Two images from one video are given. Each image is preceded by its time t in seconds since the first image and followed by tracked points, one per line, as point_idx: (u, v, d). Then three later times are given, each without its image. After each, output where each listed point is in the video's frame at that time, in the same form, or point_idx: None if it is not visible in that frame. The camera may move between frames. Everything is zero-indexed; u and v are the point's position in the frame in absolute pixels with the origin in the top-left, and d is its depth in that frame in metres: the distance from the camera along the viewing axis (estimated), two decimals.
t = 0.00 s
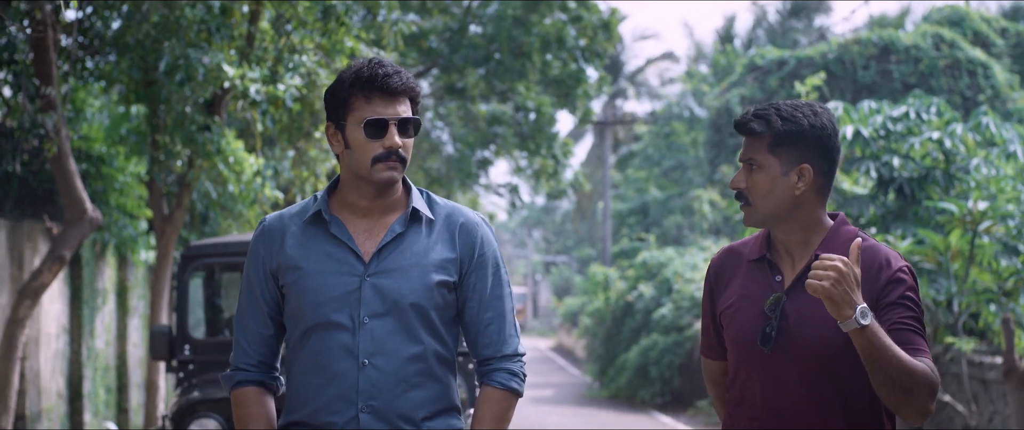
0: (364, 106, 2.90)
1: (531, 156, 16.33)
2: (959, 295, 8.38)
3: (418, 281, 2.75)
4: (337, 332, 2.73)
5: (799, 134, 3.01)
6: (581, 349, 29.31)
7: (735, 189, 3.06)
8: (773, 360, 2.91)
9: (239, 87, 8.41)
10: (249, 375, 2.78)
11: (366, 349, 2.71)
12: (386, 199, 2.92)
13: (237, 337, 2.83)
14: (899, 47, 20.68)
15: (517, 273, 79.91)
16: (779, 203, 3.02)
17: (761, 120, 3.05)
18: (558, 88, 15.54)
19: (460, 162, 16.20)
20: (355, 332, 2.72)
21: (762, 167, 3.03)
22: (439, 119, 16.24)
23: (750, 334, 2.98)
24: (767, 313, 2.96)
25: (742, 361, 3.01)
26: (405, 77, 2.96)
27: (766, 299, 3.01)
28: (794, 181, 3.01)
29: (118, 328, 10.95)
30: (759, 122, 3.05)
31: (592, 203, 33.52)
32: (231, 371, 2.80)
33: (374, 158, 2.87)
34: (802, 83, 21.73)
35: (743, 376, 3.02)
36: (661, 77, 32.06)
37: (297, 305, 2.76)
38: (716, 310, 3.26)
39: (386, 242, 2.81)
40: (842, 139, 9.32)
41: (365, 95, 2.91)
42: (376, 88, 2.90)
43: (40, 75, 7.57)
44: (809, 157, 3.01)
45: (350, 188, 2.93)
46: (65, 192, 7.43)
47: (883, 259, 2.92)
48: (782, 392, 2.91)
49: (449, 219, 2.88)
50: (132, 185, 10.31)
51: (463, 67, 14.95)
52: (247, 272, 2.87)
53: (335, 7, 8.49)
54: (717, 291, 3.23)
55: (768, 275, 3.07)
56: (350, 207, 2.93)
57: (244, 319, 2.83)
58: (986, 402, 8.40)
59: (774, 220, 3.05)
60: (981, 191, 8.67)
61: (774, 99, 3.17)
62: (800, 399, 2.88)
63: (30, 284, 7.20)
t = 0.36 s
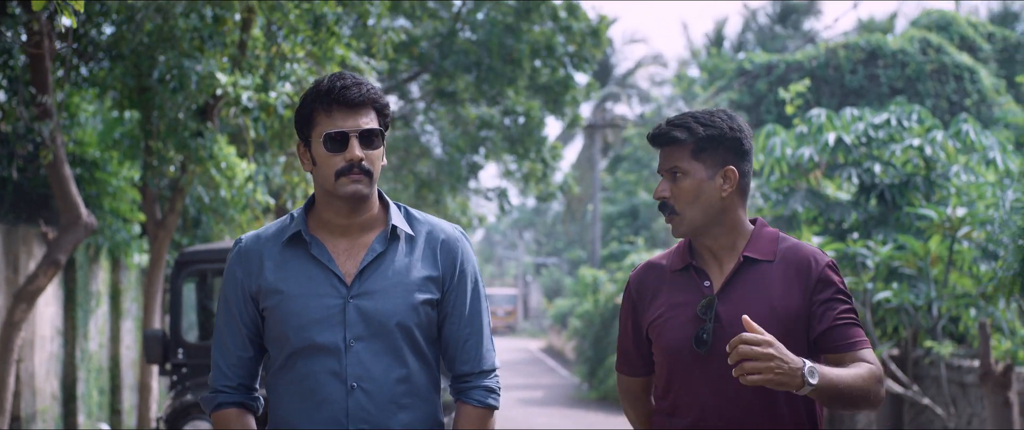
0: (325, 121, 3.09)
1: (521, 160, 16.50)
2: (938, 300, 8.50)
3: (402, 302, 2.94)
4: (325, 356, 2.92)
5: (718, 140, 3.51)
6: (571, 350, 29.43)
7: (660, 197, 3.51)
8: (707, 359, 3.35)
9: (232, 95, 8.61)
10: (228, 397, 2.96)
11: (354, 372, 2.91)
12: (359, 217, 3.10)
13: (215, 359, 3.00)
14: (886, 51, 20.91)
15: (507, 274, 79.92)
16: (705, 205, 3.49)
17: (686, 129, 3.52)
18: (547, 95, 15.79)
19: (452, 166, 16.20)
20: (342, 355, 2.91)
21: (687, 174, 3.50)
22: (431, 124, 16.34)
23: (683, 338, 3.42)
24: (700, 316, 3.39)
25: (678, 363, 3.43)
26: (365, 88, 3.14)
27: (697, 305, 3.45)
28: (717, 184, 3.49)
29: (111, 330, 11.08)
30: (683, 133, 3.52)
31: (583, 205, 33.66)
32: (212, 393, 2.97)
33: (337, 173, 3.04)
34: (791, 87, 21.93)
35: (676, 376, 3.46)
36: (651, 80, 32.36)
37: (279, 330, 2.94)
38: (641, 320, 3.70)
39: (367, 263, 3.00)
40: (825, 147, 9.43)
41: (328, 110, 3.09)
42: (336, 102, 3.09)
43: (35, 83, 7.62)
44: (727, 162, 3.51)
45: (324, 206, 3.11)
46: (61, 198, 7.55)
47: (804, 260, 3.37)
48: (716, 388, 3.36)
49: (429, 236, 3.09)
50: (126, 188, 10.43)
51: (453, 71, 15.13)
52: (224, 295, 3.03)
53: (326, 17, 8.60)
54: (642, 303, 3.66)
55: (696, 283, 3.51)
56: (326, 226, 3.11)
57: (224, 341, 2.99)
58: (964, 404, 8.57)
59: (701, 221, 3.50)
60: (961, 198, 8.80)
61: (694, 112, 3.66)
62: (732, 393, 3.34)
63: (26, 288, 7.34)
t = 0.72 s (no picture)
0: (294, 123, 3.04)
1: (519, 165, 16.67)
2: (930, 305, 8.65)
3: (383, 303, 2.91)
4: (306, 361, 2.87)
5: (702, 150, 3.43)
6: (570, 353, 29.61)
7: (641, 204, 3.42)
8: (680, 372, 3.25)
9: (238, 104, 8.81)
10: (201, 412, 2.90)
11: (338, 375, 2.87)
12: (329, 221, 3.05)
13: (185, 371, 2.94)
14: (882, 56, 21.13)
15: (505, 276, 80.10)
16: (687, 214, 3.40)
17: (671, 138, 3.44)
18: (545, 100, 15.98)
19: (451, 172, 16.30)
20: (323, 360, 2.87)
21: (669, 182, 3.41)
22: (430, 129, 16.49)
23: (657, 349, 3.32)
24: (673, 329, 3.29)
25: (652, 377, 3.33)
26: (332, 90, 3.09)
27: (670, 317, 3.34)
28: (701, 194, 3.41)
29: (116, 334, 11.23)
30: (668, 141, 3.44)
31: (580, 208, 33.85)
32: (182, 409, 2.90)
33: (303, 175, 2.98)
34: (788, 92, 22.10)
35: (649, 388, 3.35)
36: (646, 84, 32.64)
37: (259, 336, 2.88)
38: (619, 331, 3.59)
39: (345, 266, 2.96)
40: (819, 155, 9.57)
41: (295, 112, 3.05)
42: (304, 104, 3.04)
43: (46, 94, 7.78)
44: (712, 173, 3.43)
45: (293, 210, 3.05)
46: (71, 206, 7.77)
47: (781, 277, 3.30)
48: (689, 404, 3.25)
49: (405, 237, 3.08)
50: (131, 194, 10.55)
51: (454, 77, 15.30)
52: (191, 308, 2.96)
53: (331, 29, 8.87)
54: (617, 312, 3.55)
55: (670, 294, 3.40)
56: (298, 231, 3.06)
57: (197, 354, 2.93)
58: (956, 407, 8.74)
59: (680, 231, 3.42)
60: (951, 206, 9.10)
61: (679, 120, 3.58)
62: (705, 411, 3.24)
63: (37, 294, 7.54)
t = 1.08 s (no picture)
0: (305, 141, 3.03)
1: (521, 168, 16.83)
2: (926, 307, 8.75)
3: (383, 324, 2.87)
4: (301, 380, 2.85)
5: (763, 169, 3.41)
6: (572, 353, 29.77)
7: (698, 220, 3.41)
8: (733, 390, 3.24)
9: (245, 110, 8.87)
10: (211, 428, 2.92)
11: (332, 395, 2.84)
12: (335, 239, 3.03)
13: (196, 388, 2.94)
14: (882, 59, 21.22)
15: (508, 276, 80.28)
16: (743, 232, 3.40)
17: (730, 155, 3.42)
18: (547, 103, 16.07)
19: (454, 174, 16.66)
20: (319, 379, 2.85)
21: (726, 200, 3.40)
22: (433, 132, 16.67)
23: (709, 365, 3.30)
24: (727, 346, 3.28)
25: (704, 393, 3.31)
26: (345, 109, 3.07)
27: (724, 334, 3.32)
28: (759, 213, 3.40)
29: (125, 336, 11.41)
30: (730, 158, 3.41)
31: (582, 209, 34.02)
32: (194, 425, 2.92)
33: (309, 193, 2.97)
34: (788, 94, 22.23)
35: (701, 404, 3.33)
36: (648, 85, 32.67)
37: (259, 354, 2.87)
38: (667, 345, 3.54)
39: (347, 285, 2.94)
40: (817, 160, 9.79)
41: (305, 129, 3.04)
42: (315, 121, 3.03)
43: (59, 103, 7.96)
44: (772, 191, 3.43)
45: (300, 228, 3.03)
46: (83, 210, 7.91)
47: (836, 297, 3.29)
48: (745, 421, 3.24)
49: (412, 257, 3.04)
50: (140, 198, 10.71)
51: (457, 81, 15.50)
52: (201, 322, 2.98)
53: (338, 38, 9.09)
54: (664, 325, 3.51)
55: (725, 310, 3.38)
56: (304, 248, 3.04)
57: (203, 370, 2.94)
58: (950, 408, 8.87)
59: (736, 249, 3.41)
60: (949, 210, 9.15)
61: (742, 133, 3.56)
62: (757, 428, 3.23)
63: (49, 298, 7.73)
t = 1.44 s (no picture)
0: (333, 133, 3.02)
1: (519, 171, 17.03)
2: (914, 310, 8.93)
3: (398, 315, 2.86)
4: (313, 370, 2.84)
5: (814, 172, 3.45)
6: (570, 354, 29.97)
7: (767, 221, 3.34)
8: (765, 382, 3.23)
9: (247, 116, 9.00)
10: (232, 413, 2.94)
11: (341, 386, 2.82)
12: (360, 230, 3.03)
13: (220, 371, 2.98)
14: (878, 63, 21.24)
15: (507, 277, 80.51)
16: (800, 233, 3.38)
17: (793, 157, 3.39)
18: (544, 106, 16.40)
19: (452, 177, 16.89)
20: (329, 369, 2.83)
21: (786, 201, 3.37)
22: (431, 136, 16.74)
23: (738, 360, 3.27)
24: (760, 340, 3.26)
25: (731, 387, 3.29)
26: (372, 99, 3.06)
27: (754, 328, 3.30)
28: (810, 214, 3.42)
29: (128, 338, 11.58)
30: (792, 159, 3.39)
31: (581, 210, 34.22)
32: (214, 409, 2.95)
33: (333, 182, 2.97)
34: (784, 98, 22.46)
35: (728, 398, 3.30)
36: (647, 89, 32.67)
37: (275, 340, 2.89)
38: (688, 339, 3.48)
39: (365, 275, 2.93)
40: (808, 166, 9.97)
41: (332, 117, 3.03)
42: (341, 111, 3.02)
43: (66, 109, 8.13)
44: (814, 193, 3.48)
45: (327, 218, 3.04)
46: (89, 214, 8.15)
47: (865, 291, 3.30)
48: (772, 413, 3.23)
49: (434, 251, 3.01)
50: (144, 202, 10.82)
51: (455, 85, 15.60)
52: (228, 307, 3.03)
53: (339, 48, 9.27)
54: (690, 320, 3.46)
55: (754, 304, 3.35)
56: (329, 238, 3.05)
57: (226, 354, 2.98)
58: (939, 409, 9.02)
59: (792, 249, 3.37)
60: (936, 214, 9.39)
61: (766, 133, 3.53)
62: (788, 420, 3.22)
63: (56, 301, 7.91)
